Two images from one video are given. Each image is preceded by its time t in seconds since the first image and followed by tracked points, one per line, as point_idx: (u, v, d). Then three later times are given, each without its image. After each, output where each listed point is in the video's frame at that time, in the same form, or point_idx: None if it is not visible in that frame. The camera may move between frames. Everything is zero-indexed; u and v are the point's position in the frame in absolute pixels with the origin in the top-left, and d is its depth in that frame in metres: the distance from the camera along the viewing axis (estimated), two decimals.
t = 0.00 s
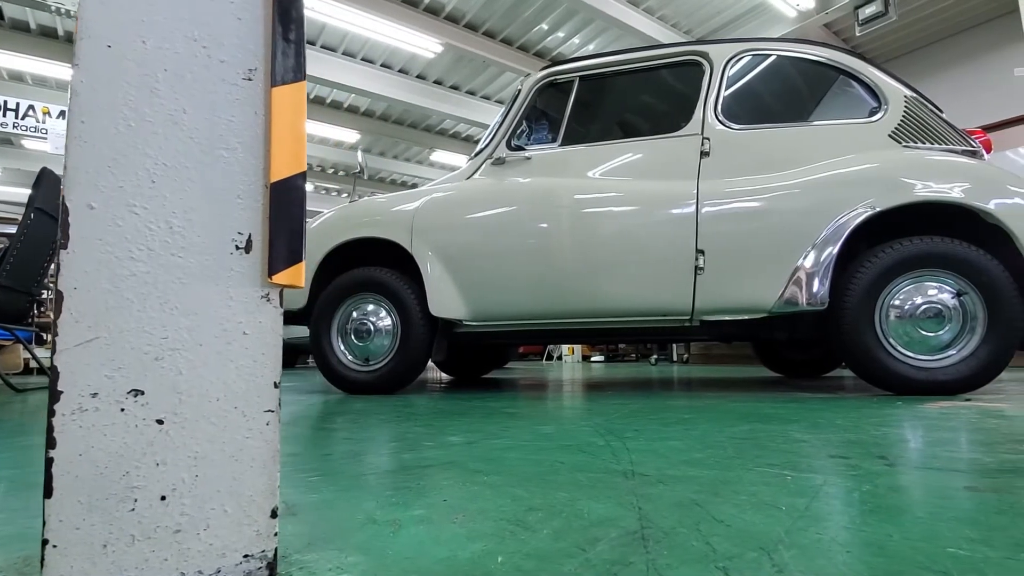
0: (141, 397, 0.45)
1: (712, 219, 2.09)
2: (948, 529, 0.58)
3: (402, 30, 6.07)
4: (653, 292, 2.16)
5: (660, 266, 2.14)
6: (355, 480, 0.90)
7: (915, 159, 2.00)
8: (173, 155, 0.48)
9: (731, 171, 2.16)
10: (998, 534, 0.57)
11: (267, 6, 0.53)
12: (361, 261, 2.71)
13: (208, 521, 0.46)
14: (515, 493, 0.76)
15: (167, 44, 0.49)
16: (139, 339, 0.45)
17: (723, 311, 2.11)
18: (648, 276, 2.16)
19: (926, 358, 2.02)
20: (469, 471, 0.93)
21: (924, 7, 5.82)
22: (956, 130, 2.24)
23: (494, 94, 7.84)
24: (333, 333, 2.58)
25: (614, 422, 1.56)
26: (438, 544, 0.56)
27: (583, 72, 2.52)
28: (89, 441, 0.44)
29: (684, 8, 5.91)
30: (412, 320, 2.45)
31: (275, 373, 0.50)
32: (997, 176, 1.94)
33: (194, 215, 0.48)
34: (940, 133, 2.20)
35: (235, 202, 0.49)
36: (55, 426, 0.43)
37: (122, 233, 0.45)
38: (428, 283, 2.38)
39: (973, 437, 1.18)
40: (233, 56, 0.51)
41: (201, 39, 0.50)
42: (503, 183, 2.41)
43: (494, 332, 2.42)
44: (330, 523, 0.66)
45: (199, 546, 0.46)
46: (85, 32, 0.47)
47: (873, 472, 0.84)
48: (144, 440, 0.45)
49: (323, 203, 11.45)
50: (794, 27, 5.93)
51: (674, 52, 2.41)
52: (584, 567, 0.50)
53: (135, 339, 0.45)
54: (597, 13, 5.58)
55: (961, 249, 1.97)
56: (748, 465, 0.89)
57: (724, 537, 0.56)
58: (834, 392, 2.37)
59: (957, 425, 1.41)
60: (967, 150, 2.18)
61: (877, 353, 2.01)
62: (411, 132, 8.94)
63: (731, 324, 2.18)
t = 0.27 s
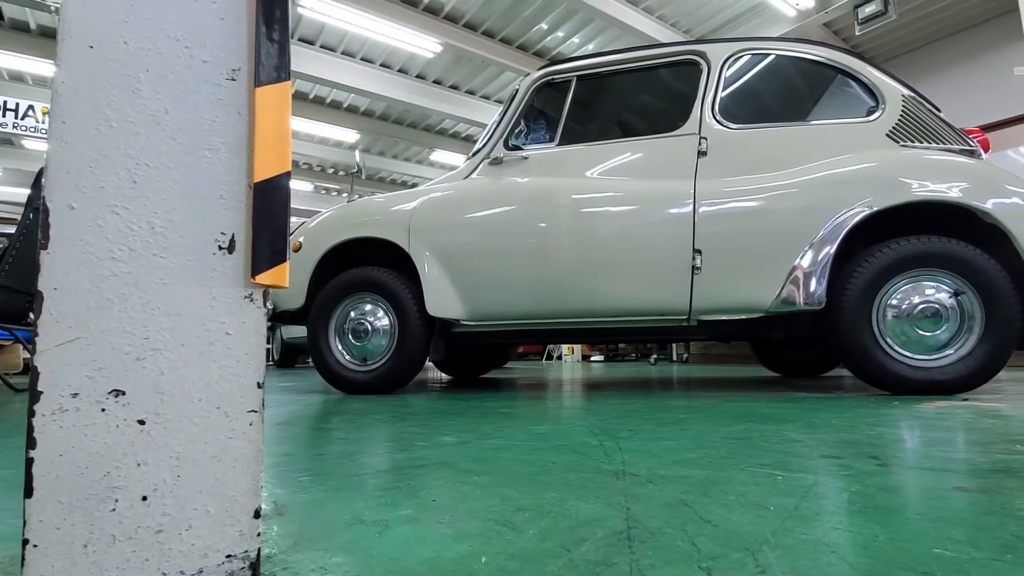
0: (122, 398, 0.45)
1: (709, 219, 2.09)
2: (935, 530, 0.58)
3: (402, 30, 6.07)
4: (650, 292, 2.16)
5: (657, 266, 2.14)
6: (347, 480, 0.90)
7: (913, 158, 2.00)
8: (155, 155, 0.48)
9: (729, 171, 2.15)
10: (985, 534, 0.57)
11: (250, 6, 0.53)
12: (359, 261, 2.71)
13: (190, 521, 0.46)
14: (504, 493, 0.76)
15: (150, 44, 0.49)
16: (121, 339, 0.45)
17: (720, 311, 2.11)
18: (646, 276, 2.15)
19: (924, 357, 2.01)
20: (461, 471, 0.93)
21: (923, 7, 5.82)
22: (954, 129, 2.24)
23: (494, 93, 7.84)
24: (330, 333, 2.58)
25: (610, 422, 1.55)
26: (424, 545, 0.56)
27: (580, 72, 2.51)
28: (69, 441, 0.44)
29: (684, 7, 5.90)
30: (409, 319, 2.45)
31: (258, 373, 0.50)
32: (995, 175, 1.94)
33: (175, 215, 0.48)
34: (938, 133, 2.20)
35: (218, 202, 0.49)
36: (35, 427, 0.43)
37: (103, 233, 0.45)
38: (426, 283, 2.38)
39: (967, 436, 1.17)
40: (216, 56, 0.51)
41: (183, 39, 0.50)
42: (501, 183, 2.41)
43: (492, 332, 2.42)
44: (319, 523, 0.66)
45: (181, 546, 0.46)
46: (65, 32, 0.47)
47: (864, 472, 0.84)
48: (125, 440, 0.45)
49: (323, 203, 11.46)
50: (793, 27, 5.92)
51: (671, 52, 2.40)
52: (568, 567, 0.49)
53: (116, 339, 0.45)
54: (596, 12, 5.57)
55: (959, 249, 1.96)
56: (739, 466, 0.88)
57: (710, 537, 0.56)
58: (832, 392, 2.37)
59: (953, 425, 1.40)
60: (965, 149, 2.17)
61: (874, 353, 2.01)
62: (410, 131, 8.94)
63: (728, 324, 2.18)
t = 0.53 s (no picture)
0: (103, 398, 0.45)
1: (706, 218, 2.09)
2: (922, 530, 0.57)
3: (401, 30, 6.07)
4: (647, 292, 2.16)
5: (654, 266, 2.14)
6: (339, 480, 0.90)
7: (910, 158, 1.99)
8: (136, 155, 0.48)
9: (726, 170, 2.15)
10: (972, 534, 0.57)
11: (233, 6, 0.53)
12: (356, 261, 2.70)
13: (171, 522, 0.46)
14: (493, 493, 0.75)
15: (131, 44, 0.49)
16: (101, 339, 0.45)
17: (717, 311, 2.10)
18: (643, 275, 2.15)
19: (920, 357, 2.01)
20: (452, 471, 0.93)
21: (922, 6, 5.83)
22: (952, 129, 2.23)
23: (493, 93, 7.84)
24: (327, 333, 2.58)
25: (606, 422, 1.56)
26: (409, 545, 0.56)
27: (578, 71, 2.51)
28: (49, 441, 0.43)
29: (683, 6, 5.90)
30: (407, 319, 2.45)
31: (241, 373, 0.50)
32: (993, 175, 1.93)
33: (156, 215, 0.48)
34: (936, 132, 2.19)
35: (201, 202, 0.49)
36: (15, 427, 0.43)
37: (83, 233, 0.45)
38: (423, 283, 2.38)
39: (961, 436, 1.17)
40: (198, 56, 0.51)
41: (164, 39, 0.50)
42: (498, 183, 2.40)
43: (489, 331, 2.42)
44: (307, 523, 0.66)
45: (163, 547, 0.46)
46: (46, 33, 0.46)
47: (855, 472, 0.84)
48: (105, 441, 0.45)
49: (323, 203, 11.46)
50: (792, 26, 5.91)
51: (669, 51, 2.40)
52: (551, 568, 0.49)
53: (96, 340, 0.45)
54: (595, 12, 5.57)
55: (956, 248, 1.96)
56: (730, 466, 0.88)
57: (696, 538, 0.56)
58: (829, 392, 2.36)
59: (948, 425, 1.40)
60: (963, 149, 2.17)
61: (871, 352, 2.01)
62: (410, 131, 8.94)
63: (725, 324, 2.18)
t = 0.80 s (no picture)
0: (83, 399, 0.45)
1: (703, 218, 2.08)
2: (908, 530, 0.57)
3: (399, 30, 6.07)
4: (644, 291, 2.15)
5: (651, 265, 2.14)
6: (330, 479, 0.90)
7: (907, 157, 1.99)
8: (117, 155, 0.48)
9: (723, 170, 2.15)
10: (958, 533, 0.56)
11: (216, 6, 0.53)
12: (354, 261, 2.70)
13: (152, 523, 0.46)
14: (481, 494, 0.75)
15: (112, 44, 0.49)
16: (81, 340, 0.45)
17: (714, 311, 2.10)
18: (640, 275, 2.15)
19: (917, 356, 2.01)
20: (442, 472, 0.92)
21: (921, 5, 5.82)
22: (950, 127, 2.23)
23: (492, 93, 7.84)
24: (324, 333, 2.58)
25: (601, 421, 1.56)
26: (394, 546, 0.56)
27: (575, 70, 2.51)
28: (28, 442, 0.43)
29: (681, 5, 5.90)
30: (404, 319, 2.45)
31: (223, 374, 0.50)
32: (989, 174, 1.93)
33: (137, 215, 0.48)
34: (933, 131, 2.19)
35: (182, 202, 0.50)
36: None
37: (64, 233, 0.45)
38: (420, 283, 2.38)
39: (955, 436, 1.17)
40: (180, 56, 0.51)
41: (146, 39, 0.50)
42: (495, 182, 2.40)
43: (486, 331, 2.42)
44: (295, 523, 0.66)
45: (144, 547, 0.46)
46: (25, 32, 0.46)
47: (844, 472, 0.84)
48: (85, 442, 0.45)
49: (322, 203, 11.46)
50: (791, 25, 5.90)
51: (666, 50, 2.40)
52: (533, 568, 0.49)
53: (76, 340, 0.45)
54: (594, 11, 5.57)
55: (953, 247, 1.96)
56: (721, 466, 0.88)
57: (680, 538, 0.56)
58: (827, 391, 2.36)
59: (943, 424, 1.40)
60: (960, 147, 2.17)
61: (868, 351, 2.01)
62: (409, 131, 8.93)
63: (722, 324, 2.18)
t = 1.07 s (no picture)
0: (63, 399, 0.45)
1: (699, 217, 2.08)
2: (894, 531, 0.57)
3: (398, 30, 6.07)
4: (640, 291, 2.15)
5: (647, 265, 2.14)
6: (321, 480, 0.90)
7: (903, 156, 1.99)
8: (98, 155, 0.48)
9: (719, 169, 2.15)
10: (942, 533, 0.56)
11: (198, 7, 0.53)
12: (350, 260, 2.70)
13: (133, 523, 0.46)
14: (470, 494, 0.75)
15: (94, 44, 0.49)
16: (61, 340, 0.45)
17: (710, 311, 2.10)
18: (636, 275, 2.15)
19: (913, 356, 2.01)
20: (433, 472, 0.92)
21: (920, 4, 5.81)
22: (946, 127, 2.23)
23: (491, 93, 7.84)
24: (321, 332, 2.58)
25: (595, 421, 1.56)
26: (379, 546, 0.56)
27: (571, 70, 2.51)
28: (6, 443, 0.43)
29: (680, 5, 5.90)
30: (401, 318, 2.45)
31: (206, 374, 0.50)
32: (985, 174, 1.93)
33: (118, 215, 0.48)
34: (930, 131, 2.19)
35: (164, 202, 0.50)
36: None
37: (44, 234, 0.45)
38: (416, 283, 2.38)
39: (946, 436, 1.17)
40: (162, 56, 0.51)
41: (127, 39, 0.50)
42: (491, 182, 2.40)
43: (482, 331, 2.42)
44: (282, 523, 0.66)
45: (125, 548, 0.46)
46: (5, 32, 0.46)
47: (834, 472, 0.84)
48: (65, 442, 0.45)
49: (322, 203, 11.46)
50: (790, 25, 5.90)
51: (663, 49, 2.40)
52: (516, 568, 0.49)
53: (56, 340, 0.45)
54: (592, 11, 5.56)
55: (948, 247, 1.96)
56: (711, 466, 0.88)
57: (666, 537, 0.56)
58: (823, 391, 2.35)
59: (937, 424, 1.40)
60: (956, 147, 2.17)
61: (864, 351, 2.01)
62: (408, 131, 8.93)
63: (718, 323, 2.18)
